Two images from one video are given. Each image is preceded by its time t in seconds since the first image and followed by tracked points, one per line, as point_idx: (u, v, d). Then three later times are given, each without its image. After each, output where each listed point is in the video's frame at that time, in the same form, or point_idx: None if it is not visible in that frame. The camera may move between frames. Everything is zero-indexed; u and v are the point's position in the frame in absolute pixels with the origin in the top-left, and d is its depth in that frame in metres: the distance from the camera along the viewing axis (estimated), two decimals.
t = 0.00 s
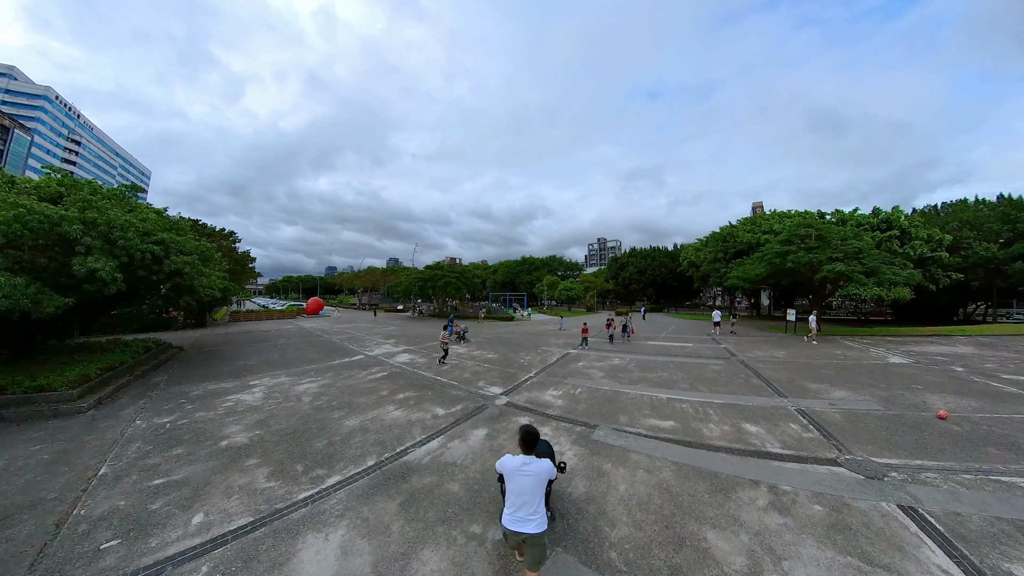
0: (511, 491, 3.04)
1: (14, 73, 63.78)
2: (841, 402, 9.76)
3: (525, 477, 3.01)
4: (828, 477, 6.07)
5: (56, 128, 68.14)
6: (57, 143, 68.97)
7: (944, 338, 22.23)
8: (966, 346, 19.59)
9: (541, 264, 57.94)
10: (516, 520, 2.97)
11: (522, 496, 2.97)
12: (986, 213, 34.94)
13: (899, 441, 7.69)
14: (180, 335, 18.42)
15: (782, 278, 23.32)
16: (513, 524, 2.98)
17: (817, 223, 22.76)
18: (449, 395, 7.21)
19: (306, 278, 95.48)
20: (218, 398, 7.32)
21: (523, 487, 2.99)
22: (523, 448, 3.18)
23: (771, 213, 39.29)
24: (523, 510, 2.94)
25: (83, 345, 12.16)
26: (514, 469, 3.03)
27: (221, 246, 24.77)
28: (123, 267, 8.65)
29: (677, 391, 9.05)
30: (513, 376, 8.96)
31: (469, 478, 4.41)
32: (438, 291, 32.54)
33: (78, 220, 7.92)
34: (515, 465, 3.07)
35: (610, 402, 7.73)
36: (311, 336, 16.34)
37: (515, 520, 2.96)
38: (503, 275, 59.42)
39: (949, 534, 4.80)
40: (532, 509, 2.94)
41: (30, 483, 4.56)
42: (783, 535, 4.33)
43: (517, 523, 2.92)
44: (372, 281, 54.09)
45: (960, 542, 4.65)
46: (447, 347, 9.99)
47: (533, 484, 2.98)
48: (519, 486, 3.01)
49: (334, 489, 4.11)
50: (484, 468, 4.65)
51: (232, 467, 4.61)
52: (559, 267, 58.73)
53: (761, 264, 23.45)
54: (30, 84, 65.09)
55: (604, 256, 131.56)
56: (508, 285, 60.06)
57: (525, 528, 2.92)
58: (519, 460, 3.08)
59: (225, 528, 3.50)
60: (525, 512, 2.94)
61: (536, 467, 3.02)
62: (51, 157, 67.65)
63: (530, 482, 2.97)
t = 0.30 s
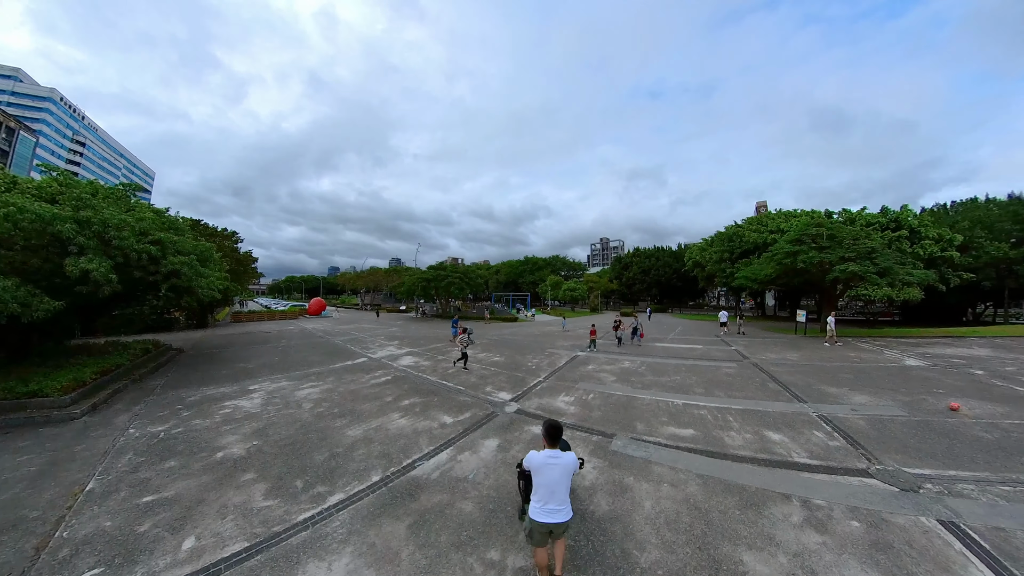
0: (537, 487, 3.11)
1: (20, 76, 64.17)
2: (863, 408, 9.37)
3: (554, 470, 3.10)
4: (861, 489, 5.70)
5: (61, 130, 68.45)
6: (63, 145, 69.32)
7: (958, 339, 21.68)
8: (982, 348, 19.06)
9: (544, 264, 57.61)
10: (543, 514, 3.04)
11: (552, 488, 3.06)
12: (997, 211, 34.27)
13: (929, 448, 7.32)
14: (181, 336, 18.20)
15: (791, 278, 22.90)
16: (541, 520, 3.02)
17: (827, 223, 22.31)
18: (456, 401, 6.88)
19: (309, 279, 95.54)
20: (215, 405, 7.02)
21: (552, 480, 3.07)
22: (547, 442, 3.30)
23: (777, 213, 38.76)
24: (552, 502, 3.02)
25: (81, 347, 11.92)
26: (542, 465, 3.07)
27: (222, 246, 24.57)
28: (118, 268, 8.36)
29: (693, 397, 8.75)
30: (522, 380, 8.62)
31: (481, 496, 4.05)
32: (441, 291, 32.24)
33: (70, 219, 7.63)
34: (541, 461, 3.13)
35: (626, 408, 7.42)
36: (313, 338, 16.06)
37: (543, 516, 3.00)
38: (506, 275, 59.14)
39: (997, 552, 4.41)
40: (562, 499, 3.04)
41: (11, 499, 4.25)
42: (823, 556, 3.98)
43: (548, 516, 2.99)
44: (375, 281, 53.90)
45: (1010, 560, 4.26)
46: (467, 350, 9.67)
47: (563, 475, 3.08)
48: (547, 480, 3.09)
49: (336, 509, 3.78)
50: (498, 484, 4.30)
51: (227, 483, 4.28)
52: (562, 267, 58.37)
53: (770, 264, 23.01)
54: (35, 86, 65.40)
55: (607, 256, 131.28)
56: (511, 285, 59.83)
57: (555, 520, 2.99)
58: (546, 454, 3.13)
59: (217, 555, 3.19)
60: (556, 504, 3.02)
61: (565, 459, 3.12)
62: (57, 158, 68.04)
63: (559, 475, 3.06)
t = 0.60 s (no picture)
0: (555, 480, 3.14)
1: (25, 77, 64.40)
2: (886, 413, 8.97)
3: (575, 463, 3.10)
4: (896, 501, 5.33)
5: (65, 130, 68.60)
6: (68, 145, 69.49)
7: (974, 340, 21.12)
8: (999, 349, 18.53)
9: (547, 264, 57.23)
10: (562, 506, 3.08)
11: (571, 481, 3.08)
12: (1009, 209, 33.58)
13: (962, 455, 6.92)
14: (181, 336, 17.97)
15: (801, 278, 22.46)
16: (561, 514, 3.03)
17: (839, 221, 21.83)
18: (462, 406, 6.55)
19: (311, 279, 95.53)
20: (211, 409, 6.71)
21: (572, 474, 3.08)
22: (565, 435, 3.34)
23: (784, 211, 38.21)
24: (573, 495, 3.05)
25: (78, 347, 11.67)
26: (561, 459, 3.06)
27: (223, 246, 24.33)
28: (112, 266, 8.10)
29: (709, 401, 8.44)
30: (529, 383, 8.28)
31: (493, 514, 3.72)
32: (444, 291, 31.93)
33: (62, 216, 7.37)
34: (559, 455, 3.12)
35: (641, 414, 7.11)
36: (314, 338, 15.78)
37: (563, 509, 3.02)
38: (508, 275, 58.82)
39: None
40: (583, 491, 3.07)
41: None
42: None
43: (569, 510, 3.02)
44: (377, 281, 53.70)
45: None
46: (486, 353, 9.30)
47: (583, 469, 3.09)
48: (566, 474, 3.09)
49: (335, 528, 3.45)
50: (510, 499, 3.97)
51: (217, 498, 3.97)
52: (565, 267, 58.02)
53: (780, 264, 22.56)
54: (40, 87, 65.59)
55: (610, 256, 130.59)
56: (514, 285, 59.55)
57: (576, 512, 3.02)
58: (566, 449, 3.10)
59: None
60: (577, 496, 3.05)
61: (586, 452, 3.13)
62: (61, 159, 68.23)
63: (580, 468, 3.08)
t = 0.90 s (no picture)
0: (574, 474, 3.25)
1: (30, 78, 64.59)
2: (911, 420, 8.57)
3: (594, 459, 3.20)
4: (936, 518, 4.94)
5: (70, 131, 68.76)
6: (72, 146, 69.65)
7: (990, 342, 20.58)
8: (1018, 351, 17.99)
9: (549, 264, 56.85)
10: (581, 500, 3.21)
11: (590, 476, 3.17)
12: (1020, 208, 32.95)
13: (998, 466, 6.50)
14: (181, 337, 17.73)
15: (811, 277, 22.03)
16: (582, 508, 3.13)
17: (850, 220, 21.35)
18: (468, 414, 6.21)
19: (314, 279, 95.56)
20: (206, 417, 6.43)
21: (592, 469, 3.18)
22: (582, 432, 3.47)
23: (791, 211, 37.67)
24: (592, 489, 3.15)
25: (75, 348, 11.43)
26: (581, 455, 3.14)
27: (224, 246, 24.10)
28: (105, 267, 7.81)
29: (726, 408, 8.26)
30: (538, 389, 7.94)
31: (506, 539, 3.37)
32: (446, 292, 31.60)
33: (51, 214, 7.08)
34: (577, 450, 3.20)
35: (658, 422, 6.83)
36: (315, 340, 15.48)
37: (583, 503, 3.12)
38: (511, 275, 58.46)
39: None
40: (602, 486, 3.17)
41: None
42: None
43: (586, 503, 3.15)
44: (379, 281, 53.49)
45: None
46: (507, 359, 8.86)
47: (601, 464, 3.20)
48: (584, 469, 3.20)
49: (333, 557, 3.11)
50: (524, 522, 3.62)
51: (205, 520, 3.64)
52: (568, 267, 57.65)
53: (790, 264, 22.10)
54: (45, 89, 65.79)
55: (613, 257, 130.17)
56: (517, 285, 59.22)
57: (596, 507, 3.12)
58: (584, 443, 3.23)
59: None
60: (597, 491, 3.15)
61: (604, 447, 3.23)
62: (66, 160, 68.36)
63: (598, 463, 3.18)
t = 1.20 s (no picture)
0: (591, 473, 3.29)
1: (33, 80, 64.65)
2: (941, 426, 8.12)
3: (611, 458, 3.22)
4: (989, 535, 4.50)
5: (73, 133, 68.80)
6: (75, 147, 69.72)
7: (1007, 342, 20.00)
8: None
9: (552, 264, 56.44)
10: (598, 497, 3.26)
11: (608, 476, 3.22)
12: None
13: None
14: (180, 339, 17.41)
15: (822, 276, 21.53)
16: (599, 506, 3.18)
17: (862, 219, 20.84)
18: (475, 422, 5.82)
19: (316, 279, 95.49)
20: (198, 425, 6.07)
21: (608, 468, 3.22)
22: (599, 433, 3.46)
23: (798, 210, 37.12)
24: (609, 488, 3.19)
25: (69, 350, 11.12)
26: (595, 454, 3.17)
27: (223, 245, 23.81)
28: (94, 266, 7.48)
29: (746, 413, 7.97)
30: (547, 393, 7.55)
31: (524, 570, 2.98)
32: (449, 292, 31.22)
33: (37, 211, 6.73)
34: (591, 450, 3.25)
35: (678, 430, 6.52)
36: (315, 341, 15.13)
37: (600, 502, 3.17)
38: (514, 275, 58.07)
39: None
40: (618, 485, 3.21)
41: None
42: None
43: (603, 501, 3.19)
44: (381, 281, 53.23)
45: None
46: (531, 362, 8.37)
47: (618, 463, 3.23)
48: (600, 469, 3.23)
49: None
50: (543, 549, 3.23)
51: (187, 546, 3.26)
52: (570, 267, 57.28)
53: (801, 263, 21.61)
54: (48, 90, 65.83)
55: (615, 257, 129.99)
56: (520, 285, 58.83)
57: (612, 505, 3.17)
58: (600, 444, 3.29)
59: None
60: (614, 489, 3.20)
61: (620, 446, 3.26)
62: (69, 161, 68.39)
63: (615, 462, 3.21)
